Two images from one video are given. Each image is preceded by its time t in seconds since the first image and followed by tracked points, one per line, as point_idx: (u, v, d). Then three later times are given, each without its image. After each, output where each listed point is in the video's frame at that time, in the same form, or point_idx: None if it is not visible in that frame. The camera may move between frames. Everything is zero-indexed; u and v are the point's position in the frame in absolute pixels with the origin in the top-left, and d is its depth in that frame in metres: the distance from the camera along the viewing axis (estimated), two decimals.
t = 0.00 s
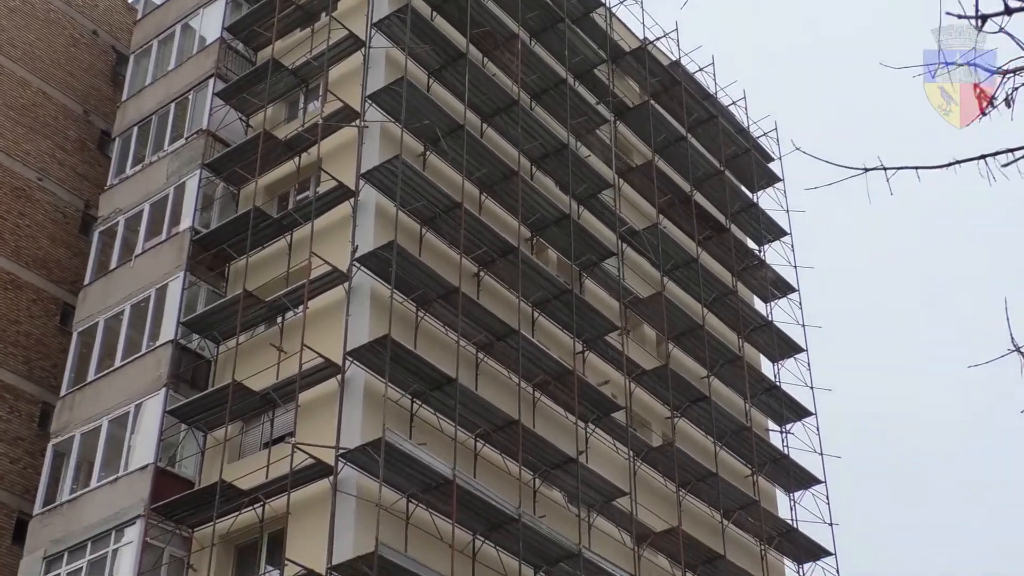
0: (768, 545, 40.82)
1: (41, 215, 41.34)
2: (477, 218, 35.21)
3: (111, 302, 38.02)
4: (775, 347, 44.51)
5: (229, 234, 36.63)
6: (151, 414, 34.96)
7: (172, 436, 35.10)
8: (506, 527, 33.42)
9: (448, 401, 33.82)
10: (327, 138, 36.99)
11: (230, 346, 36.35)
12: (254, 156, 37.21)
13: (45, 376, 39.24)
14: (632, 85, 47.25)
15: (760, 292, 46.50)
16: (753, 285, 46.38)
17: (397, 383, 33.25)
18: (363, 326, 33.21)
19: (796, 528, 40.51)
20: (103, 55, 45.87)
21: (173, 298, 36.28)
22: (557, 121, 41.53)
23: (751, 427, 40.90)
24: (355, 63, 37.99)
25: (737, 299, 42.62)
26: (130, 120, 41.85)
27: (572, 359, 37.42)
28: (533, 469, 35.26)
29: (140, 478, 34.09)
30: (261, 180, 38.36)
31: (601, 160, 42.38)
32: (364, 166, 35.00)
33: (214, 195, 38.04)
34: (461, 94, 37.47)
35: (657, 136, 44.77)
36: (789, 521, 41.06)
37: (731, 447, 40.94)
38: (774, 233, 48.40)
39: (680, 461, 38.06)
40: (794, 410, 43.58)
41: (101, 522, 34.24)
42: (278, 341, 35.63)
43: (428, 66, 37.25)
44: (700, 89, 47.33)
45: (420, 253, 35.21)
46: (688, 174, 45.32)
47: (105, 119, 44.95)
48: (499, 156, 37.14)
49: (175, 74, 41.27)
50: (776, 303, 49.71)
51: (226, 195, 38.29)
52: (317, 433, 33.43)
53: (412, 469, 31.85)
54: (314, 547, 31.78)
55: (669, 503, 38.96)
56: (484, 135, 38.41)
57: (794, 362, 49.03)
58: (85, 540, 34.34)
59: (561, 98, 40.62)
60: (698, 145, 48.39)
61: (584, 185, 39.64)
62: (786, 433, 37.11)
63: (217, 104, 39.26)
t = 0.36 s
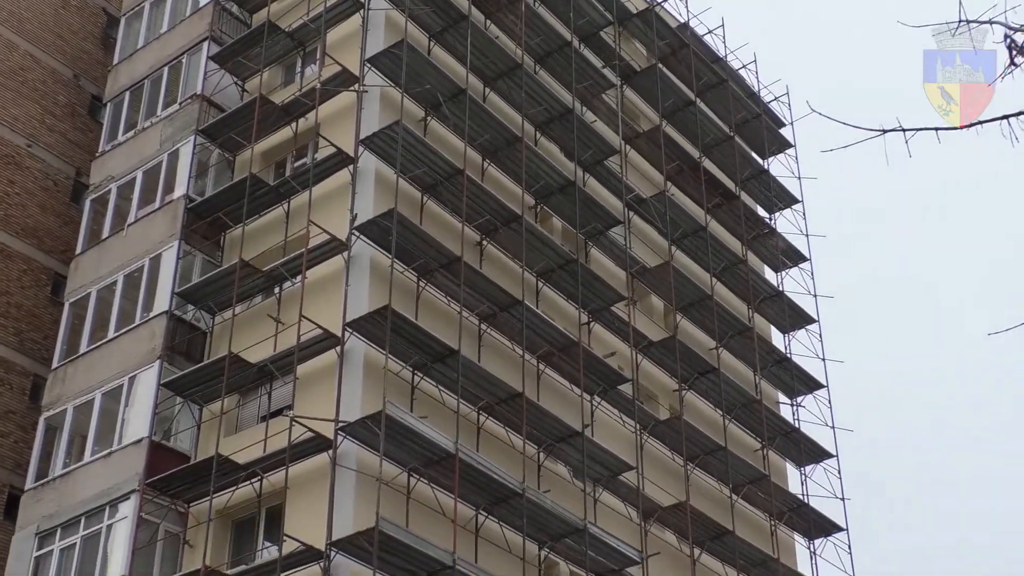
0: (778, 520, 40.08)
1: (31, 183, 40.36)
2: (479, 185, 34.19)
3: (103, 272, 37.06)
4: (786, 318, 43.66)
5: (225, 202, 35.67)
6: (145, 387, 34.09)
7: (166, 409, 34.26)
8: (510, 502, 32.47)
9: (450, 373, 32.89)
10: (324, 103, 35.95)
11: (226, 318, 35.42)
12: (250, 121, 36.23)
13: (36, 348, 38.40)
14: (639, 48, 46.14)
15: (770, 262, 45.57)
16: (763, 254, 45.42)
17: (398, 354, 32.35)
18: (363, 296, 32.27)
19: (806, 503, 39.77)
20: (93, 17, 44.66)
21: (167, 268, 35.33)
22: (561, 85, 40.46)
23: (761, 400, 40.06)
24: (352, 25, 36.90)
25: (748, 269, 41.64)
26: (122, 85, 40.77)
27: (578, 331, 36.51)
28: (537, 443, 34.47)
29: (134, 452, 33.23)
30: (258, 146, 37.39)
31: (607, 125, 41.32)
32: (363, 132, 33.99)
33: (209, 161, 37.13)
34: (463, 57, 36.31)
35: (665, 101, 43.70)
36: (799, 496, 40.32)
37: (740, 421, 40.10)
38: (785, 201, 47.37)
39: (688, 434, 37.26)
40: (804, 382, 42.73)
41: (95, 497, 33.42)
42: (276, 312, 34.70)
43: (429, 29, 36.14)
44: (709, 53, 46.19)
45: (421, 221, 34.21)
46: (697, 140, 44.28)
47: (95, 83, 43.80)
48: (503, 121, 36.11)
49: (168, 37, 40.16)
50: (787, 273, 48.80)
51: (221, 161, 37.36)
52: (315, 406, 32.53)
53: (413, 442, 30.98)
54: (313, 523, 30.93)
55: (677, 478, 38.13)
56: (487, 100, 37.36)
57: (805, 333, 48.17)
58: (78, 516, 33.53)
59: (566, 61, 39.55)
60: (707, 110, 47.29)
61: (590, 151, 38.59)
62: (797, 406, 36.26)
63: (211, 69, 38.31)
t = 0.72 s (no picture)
0: (783, 498, 39.38)
1: (14, 151, 39.29)
2: (477, 154, 33.18)
3: (89, 243, 36.09)
4: (792, 291, 42.81)
5: (215, 170, 34.69)
6: (133, 361, 33.18)
7: (155, 384, 33.39)
8: (509, 479, 31.60)
9: (447, 347, 32.00)
10: (318, 69, 34.92)
11: (216, 290, 34.49)
12: (240, 88, 35.24)
13: (21, 322, 37.47)
14: (641, 13, 45.02)
15: (776, 233, 44.67)
16: (768, 225, 44.51)
17: (394, 328, 31.44)
18: (358, 267, 31.36)
19: (813, 481, 39.09)
20: None
21: (156, 238, 34.36)
22: (562, 51, 39.39)
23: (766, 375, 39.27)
24: None
25: (753, 240, 40.71)
26: (108, 50, 39.65)
27: (578, 303, 35.56)
28: (537, 419, 33.58)
29: (123, 428, 32.36)
30: (250, 114, 36.33)
31: (609, 92, 40.27)
32: (357, 99, 32.98)
33: (199, 129, 35.98)
34: (461, 21, 35.04)
35: (669, 67, 42.67)
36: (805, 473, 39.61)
37: (744, 396, 39.31)
38: (792, 170, 46.38)
39: (692, 410, 36.46)
40: (810, 356, 41.92)
41: (83, 475, 32.57)
42: (268, 284, 33.70)
43: None
44: (714, 17, 45.08)
45: (417, 191, 33.23)
46: (701, 108, 43.27)
47: (81, 48, 42.65)
48: (501, 88, 35.05)
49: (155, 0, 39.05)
50: (793, 245, 47.90)
51: (211, 129, 36.25)
52: (309, 381, 31.61)
53: (410, 418, 30.08)
54: (306, 501, 30.04)
55: (680, 455, 37.33)
56: (485, 66, 36.28)
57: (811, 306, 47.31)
58: (66, 494, 32.69)
59: (566, 25, 38.48)
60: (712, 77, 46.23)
61: (591, 119, 37.56)
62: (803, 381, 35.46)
63: (200, 33, 37.25)
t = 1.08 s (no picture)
0: (797, 475, 38.68)
1: (7, 119, 38.34)
2: (482, 121, 32.23)
3: (84, 214, 35.20)
4: (806, 262, 41.96)
5: (212, 139, 33.77)
6: (131, 335, 32.36)
7: (154, 358, 32.42)
8: (516, 455, 30.79)
9: (452, 320, 31.16)
10: (318, 35, 33.99)
11: (215, 262, 33.57)
12: (239, 54, 34.31)
13: (15, 295, 36.64)
14: None
15: (791, 203, 43.78)
16: (782, 195, 43.62)
17: (398, 301, 30.57)
18: (360, 238, 30.48)
19: (827, 457, 38.41)
20: None
21: (152, 209, 33.48)
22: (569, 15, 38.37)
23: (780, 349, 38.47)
24: None
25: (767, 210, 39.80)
26: (102, 15, 38.66)
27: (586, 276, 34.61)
28: (544, 394, 32.77)
29: (120, 403, 31.57)
30: (247, 81, 35.29)
31: (618, 58, 39.29)
32: (359, 64, 32.01)
33: (196, 97, 35.10)
34: None
35: (680, 32, 41.66)
36: (819, 449, 38.91)
37: (757, 370, 38.51)
38: (806, 138, 45.42)
39: (703, 384, 35.66)
40: (825, 329, 41.10)
41: (79, 451, 31.78)
42: (268, 256, 32.77)
43: None
44: None
45: (421, 160, 32.28)
46: (714, 74, 42.27)
47: (74, 14, 41.61)
48: (507, 54, 34.05)
49: None
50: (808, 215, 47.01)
51: (209, 96, 35.34)
52: (310, 355, 30.76)
53: (414, 393, 29.26)
54: (308, 478, 29.20)
55: (691, 430, 36.54)
56: (490, 31, 34.99)
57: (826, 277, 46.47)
58: (62, 471, 31.92)
59: None
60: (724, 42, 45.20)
61: (600, 86, 36.58)
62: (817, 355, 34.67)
63: None
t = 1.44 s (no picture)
0: (802, 454, 37.99)
1: None
2: (480, 91, 31.30)
3: (71, 186, 34.30)
4: (813, 237, 41.12)
5: (203, 109, 32.84)
6: (119, 310, 31.52)
7: (142, 334, 31.57)
8: (514, 434, 29.99)
9: (449, 296, 30.31)
10: (312, 2, 32.97)
11: (206, 236, 32.67)
12: (230, 21, 33.30)
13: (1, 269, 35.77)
14: None
15: (798, 175, 42.95)
16: (789, 167, 42.77)
17: (394, 275, 29.70)
18: (355, 211, 29.61)
19: (834, 436, 37.71)
20: None
21: (141, 181, 32.60)
22: None
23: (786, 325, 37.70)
24: None
25: (773, 183, 38.94)
26: None
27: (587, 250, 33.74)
28: (544, 371, 31.96)
29: (108, 380, 30.75)
30: (239, 48, 34.34)
31: (620, 26, 38.32)
32: (354, 32, 31.07)
33: (186, 66, 34.07)
34: None
35: None
36: (825, 428, 38.19)
37: (761, 347, 37.74)
38: (813, 108, 44.52)
39: (707, 361, 34.88)
40: (832, 306, 40.31)
41: (67, 429, 30.97)
42: (260, 230, 31.86)
43: None
44: None
45: (418, 130, 31.36)
46: (719, 42, 41.33)
47: None
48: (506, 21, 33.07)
49: None
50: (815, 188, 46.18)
51: (200, 65, 34.29)
52: (302, 331, 29.89)
53: (410, 370, 28.44)
54: (300, 457, 28.34)
55: (694, 409, 35.77)
56: None
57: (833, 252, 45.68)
58: (49, 449, 31.11)
59: None
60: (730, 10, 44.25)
61: (601, 55, 35.64)
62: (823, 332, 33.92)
63: None
